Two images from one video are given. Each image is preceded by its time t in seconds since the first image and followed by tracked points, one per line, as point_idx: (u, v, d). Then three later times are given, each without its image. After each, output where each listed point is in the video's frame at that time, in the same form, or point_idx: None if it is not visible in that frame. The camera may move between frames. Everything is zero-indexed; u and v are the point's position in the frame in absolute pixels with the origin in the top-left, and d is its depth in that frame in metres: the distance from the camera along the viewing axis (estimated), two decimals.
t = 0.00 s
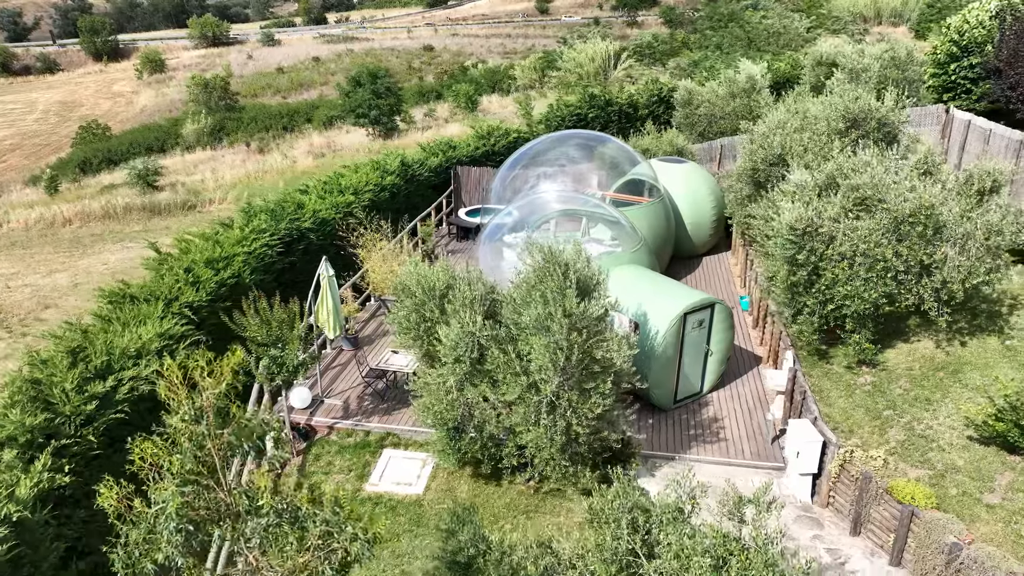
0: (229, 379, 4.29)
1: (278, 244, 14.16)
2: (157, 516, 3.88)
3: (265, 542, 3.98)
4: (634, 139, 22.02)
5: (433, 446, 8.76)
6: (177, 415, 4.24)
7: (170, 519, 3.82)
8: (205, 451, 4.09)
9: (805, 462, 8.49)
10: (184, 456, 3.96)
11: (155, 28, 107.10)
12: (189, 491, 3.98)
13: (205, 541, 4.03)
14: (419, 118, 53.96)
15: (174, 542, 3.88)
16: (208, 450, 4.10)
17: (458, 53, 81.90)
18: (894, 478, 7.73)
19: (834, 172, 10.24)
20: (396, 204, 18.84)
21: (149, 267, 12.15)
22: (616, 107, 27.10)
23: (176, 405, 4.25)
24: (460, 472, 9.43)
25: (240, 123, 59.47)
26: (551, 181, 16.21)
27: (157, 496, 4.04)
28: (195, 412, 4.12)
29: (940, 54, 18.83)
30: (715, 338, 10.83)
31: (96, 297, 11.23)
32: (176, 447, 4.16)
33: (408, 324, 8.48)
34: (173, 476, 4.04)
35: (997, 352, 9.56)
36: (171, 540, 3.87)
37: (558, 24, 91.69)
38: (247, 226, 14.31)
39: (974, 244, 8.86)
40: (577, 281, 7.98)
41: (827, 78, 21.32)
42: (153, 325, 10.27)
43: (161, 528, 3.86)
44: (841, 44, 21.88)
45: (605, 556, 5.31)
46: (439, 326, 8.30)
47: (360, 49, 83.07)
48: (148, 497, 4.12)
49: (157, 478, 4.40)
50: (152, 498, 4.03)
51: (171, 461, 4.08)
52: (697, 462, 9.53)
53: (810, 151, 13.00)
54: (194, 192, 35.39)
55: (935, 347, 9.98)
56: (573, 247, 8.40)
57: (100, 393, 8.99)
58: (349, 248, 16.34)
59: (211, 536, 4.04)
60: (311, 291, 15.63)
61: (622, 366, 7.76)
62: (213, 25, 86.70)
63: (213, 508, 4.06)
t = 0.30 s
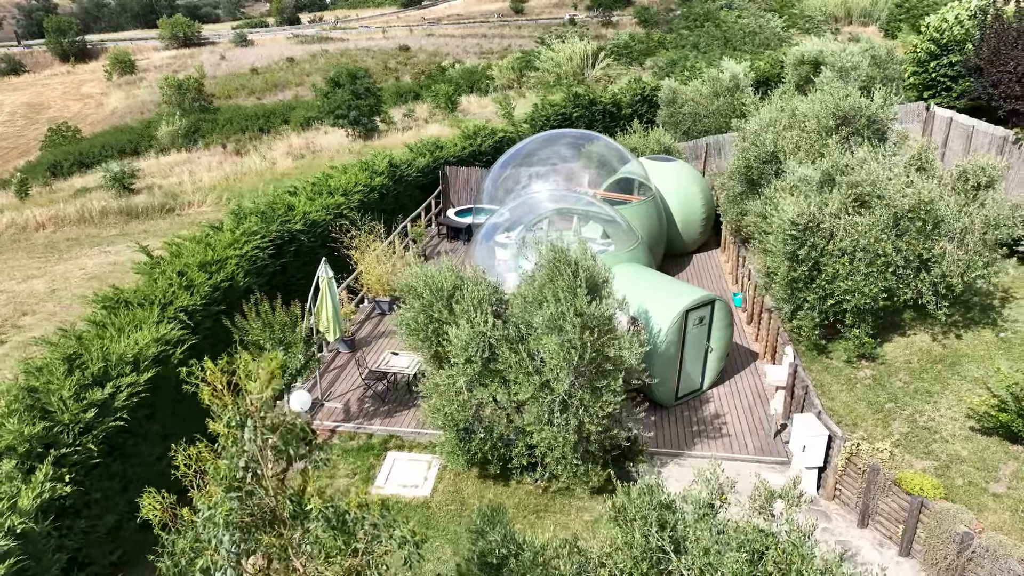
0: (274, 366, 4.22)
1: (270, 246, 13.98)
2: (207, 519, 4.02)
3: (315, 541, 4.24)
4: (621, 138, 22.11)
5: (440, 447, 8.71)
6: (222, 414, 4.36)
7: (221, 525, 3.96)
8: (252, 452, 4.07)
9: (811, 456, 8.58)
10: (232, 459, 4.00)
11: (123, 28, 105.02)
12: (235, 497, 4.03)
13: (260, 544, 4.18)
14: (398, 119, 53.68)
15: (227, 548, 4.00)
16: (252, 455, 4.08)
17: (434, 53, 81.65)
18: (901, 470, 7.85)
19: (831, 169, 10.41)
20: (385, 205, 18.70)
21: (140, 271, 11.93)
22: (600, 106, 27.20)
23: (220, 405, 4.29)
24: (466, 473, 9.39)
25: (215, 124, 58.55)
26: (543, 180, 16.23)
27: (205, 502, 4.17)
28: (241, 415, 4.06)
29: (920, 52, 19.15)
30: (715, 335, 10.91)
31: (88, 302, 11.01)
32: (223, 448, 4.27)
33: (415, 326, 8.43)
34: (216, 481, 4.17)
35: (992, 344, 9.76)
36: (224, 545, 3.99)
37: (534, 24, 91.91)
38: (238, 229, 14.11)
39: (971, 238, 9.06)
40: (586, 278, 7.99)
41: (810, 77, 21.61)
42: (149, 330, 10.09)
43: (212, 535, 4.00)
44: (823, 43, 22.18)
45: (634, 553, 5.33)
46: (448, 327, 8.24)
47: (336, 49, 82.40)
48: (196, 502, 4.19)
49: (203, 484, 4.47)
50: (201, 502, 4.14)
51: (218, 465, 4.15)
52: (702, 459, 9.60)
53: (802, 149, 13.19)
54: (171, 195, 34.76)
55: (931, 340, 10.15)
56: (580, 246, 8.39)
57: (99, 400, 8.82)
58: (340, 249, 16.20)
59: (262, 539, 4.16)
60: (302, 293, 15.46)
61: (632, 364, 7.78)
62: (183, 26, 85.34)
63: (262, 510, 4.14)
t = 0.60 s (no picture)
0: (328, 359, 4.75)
1: (263, 249, 13.81)
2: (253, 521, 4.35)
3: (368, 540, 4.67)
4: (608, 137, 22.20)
5: (449, 450, 8.65)
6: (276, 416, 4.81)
7: (277, 532, 4.28)
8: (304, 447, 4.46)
9: (817, 450, 8.69)
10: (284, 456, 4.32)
11: (90, 27, 102.83)
12: (287, 501, 4.35)
13: (313, 551, 4.53)
14: (377, 119, 53.35)
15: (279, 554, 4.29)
16: (304, 457, 4.40)
17: (410, 53, 81.29)
18: (908, 462, 7.98)
19: (828, 166, 10.56)
20: (375, 206, 18.56)
21: (133, 275, 11.71)
22: (585, 105, 27.29)
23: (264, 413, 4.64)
24: (473, 473, 9.35)
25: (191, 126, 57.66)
26: (536, 180, 16.25)
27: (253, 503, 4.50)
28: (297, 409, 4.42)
29: (902, 51, 19.47)
30: (715, 331, 10.99)
31: (81, 308, 10.79)
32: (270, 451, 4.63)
33: (423, 327, 8.40)
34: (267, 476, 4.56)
35: (987, 336, 9.97)
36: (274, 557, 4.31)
37: (510, 23, 91.96)
38: (229, 231, 13.91)
39: (970, 233, 9.20)
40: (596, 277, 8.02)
41: (794, 75, 21.86)
42: (147, 335, 9.92)
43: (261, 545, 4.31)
44: (805, 42, 22.48)
45: (664, 550, 5.42)
46: (458, 328, 8.20)
47: (312, 49, 81.67)
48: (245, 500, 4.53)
49: (249, 493, 4.79)
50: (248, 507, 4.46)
51: (267, 471, 4.48)
52: (707, 455, 9.67)
53: (794, 147, 13.36)
54: (147, 198, 34.08)
55: (928, 333, 10.33)
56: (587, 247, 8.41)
57: (100, 407, 8.64)
58: (333, 250, 16.05)
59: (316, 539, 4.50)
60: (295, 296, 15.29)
61: (644, 362, 7.82)
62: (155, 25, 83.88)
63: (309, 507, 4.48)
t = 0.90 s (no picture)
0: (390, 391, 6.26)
1: (257, 252, 13.66)
2: (319, 530, 5.85)
3: (423, 541, 6.23)
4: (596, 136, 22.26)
5: (460, 451, 8.64)
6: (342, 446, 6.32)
7: (345, 538, 5.78)
8: (368, 470, 6.07)
9: (823, 444, 8.80)
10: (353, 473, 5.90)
11: (57, 27, 100.54)
12: (351, 508, 5.87)
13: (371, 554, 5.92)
14: (357, 120, 52.97)
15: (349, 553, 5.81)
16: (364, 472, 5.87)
17: (388, 53, 80.90)
18: (915, 454, 8.12)
19: (825, 165, 10.73)
20: (366, 207, 18.43)
21: (128, 280, 11.53)
22: (571, 105, 27.37)
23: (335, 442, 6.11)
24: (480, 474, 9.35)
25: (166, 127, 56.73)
26: (530, 180, 16.26)
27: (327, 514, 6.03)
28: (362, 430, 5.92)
29: (885, 50, 19.77)
30: (715, 329, 11.11)
31: (77, 314, 10.61)
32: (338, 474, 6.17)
33: (433, 329, 8.37)
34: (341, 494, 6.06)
35: (983, 329, 10.17)
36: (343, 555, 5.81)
37: (488, 24, 91.94)
38: (223, 234, 13.73)
39: (966, 228, 9.43)
40: (607, 277, 8.07)
41: (779, 74, 22.11)
42: (147, 340, 9.76)
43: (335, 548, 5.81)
44: (789, 41, 22.74)
45: (694, 547, 5.63)
46: (469, 330, 8.19)
47: (288, 50, 80.89)
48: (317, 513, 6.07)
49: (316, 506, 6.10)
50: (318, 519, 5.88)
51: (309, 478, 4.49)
52: (713, 451, 9.74)
53: (787, 145, 13.53)
54: (124, 202, 33.41)
55: (925, 327, 10.51)
56: (595, 247, 8.45)
57: (104, 414, 8.49)
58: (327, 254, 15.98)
59: (378, 543, 6.03)
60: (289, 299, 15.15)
61: (655, 360, 7.88)
62: (126, 25, 82.38)
63: (372, 518, 6.02)
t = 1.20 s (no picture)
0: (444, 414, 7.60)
1: (253, 255, 13.52)
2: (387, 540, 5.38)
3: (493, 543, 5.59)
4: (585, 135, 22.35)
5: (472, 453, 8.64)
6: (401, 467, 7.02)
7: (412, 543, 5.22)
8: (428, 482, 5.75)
9: (830, 438, 8.94)
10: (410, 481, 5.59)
11: (25, 27, 98.29)
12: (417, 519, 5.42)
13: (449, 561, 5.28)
14: (338, 120, 52.59)
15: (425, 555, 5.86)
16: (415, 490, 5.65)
17: (366, 53, 80.43)
18: (923, 446, 8.28)
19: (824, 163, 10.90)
20: (357, 209, 18.30)
21: (124, 285, 11.34)
22: (557, 105, 27.43)
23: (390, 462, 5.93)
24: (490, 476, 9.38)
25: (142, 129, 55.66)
26: (525, 181, 16.30)
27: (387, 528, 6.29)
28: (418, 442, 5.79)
29: (868, 49, 20.08)
30: (718, 326, 11.21)
31: (74, 320, 10.41)
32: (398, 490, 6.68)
33: (446, 331, 8.37)
34: (401, 510, 6.59)
35: (979, 322, 10.39)
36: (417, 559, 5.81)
37: (465, 24, 91.84)
38: (217, 237, 13.56)
39: (965, 224, 9.63)
40: (620, 276, 8.13)
41: (765, 73, 22.35)
42: (150, 346, 9.62)
43: (407, 556, 5.84)
44: (774, 41, 23.02)
45: (730, 544, 5.64)
46: (484, 331, 8.23)
47: (265, 50, 80.03)
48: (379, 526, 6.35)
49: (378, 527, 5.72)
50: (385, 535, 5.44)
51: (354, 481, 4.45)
52: (720, 447, 9.83)
53: (782, 144, 13.70)
54: (103, 205, 32.75)
55: (922, 322, 10.70)
56: (605, 247, 8.51)
57: (110, 422, 8.34)
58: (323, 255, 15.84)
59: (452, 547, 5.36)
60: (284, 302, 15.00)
61: (669, 358, 7.95)
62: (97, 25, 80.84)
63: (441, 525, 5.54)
